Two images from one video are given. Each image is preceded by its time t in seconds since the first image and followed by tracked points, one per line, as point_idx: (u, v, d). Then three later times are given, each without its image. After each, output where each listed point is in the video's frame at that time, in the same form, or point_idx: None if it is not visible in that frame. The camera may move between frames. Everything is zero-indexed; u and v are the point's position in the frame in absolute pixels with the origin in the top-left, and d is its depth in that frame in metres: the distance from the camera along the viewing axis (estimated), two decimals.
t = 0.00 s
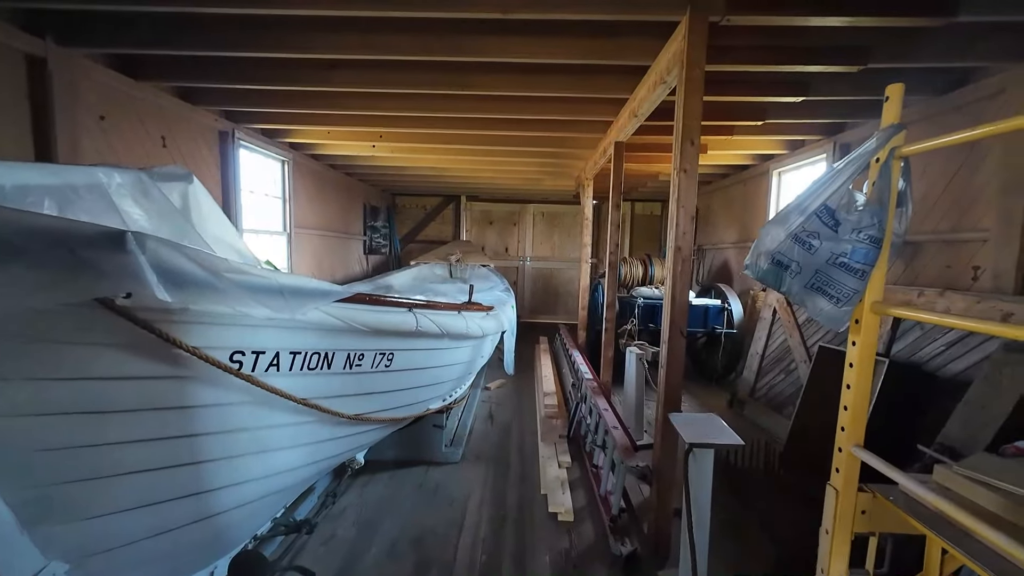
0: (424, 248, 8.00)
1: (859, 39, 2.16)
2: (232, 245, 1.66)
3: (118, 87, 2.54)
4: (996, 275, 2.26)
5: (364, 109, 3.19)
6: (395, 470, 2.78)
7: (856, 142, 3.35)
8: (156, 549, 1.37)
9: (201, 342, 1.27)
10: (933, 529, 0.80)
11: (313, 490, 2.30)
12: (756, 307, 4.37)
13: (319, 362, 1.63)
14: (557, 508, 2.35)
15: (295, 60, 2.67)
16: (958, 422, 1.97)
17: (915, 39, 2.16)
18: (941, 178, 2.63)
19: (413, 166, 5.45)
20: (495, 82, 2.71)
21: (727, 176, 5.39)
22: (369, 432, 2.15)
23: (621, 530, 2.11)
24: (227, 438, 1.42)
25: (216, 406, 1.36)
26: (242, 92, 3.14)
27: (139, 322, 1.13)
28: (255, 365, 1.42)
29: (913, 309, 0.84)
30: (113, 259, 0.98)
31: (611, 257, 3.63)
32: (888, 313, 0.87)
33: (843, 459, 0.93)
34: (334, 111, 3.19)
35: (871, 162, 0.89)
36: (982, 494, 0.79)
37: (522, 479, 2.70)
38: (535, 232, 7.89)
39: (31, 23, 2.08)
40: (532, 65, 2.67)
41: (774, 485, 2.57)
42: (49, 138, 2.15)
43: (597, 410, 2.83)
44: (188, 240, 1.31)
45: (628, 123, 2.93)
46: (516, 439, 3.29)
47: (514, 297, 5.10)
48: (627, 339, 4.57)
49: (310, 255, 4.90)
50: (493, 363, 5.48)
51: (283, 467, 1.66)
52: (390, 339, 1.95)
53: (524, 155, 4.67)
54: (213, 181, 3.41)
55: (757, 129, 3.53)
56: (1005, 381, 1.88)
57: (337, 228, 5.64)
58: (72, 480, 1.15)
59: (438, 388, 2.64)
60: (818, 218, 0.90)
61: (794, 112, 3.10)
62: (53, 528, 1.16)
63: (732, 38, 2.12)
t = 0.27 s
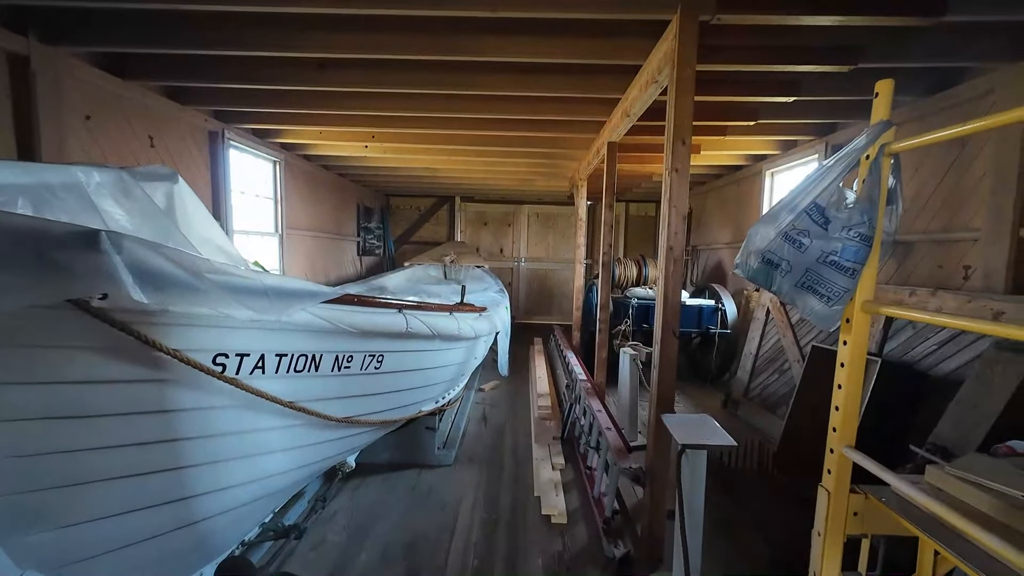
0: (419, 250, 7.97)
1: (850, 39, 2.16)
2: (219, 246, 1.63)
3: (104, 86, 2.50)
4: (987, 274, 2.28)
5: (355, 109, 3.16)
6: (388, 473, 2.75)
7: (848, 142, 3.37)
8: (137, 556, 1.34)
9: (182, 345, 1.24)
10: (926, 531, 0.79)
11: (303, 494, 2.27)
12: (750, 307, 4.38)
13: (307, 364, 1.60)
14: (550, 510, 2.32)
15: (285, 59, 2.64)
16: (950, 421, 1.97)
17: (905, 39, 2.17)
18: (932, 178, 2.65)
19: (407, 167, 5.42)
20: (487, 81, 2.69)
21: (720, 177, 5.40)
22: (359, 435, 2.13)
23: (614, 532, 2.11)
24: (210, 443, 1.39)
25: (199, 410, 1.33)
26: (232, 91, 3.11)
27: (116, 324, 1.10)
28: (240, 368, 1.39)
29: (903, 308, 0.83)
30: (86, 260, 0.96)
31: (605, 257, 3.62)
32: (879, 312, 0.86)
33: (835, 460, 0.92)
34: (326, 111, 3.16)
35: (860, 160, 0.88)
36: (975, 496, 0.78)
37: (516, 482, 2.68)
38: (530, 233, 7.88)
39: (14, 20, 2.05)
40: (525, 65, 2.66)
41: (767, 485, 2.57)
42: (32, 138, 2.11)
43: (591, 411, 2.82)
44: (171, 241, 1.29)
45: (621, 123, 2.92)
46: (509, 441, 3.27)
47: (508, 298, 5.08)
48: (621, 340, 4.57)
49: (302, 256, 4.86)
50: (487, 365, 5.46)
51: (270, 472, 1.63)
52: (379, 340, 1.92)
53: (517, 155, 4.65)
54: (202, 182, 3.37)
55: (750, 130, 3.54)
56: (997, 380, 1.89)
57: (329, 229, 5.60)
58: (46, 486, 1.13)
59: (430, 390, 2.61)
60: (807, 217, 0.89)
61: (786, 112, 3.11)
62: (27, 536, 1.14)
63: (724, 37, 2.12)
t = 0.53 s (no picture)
0: (414, 251, 7.95)
1: (843, 43, 2.18)
2: (213, 248, 1.61)
3: (95, 87, 2.47)
4: (977, 275, 2.31)
5: (351, 111, 3.15)
6: (384, 476, 2.74)
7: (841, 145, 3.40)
8: (132, 564, 1.32)
9: (178, 348, 1.22)
10: (925, 531, 0.79)
11: (298, 498, 2.26)
12: (744, 308, 4.41)
13: (304, 368, 1.59)
14: (548, 512, 2.32)
15: (280, 60, 2.63)
16: (944, 421, 1.99)
17: (897, 43, 2.19)
18: (923, 181, 2.68)
19: (402, 169, 5.41)
20: (484, 83, 2.69)
21: (714, 179, 5.44)
22: (356, 438, 2.11)
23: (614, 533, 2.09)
24: (207, 448, 1.37)
25: (194, 414, 1.31)
26: (225, 92, 3.08)
27: (110, 327, 1.08)
28: (236, 371, 1.38)
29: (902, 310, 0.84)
30: (79, 263, 0.95)
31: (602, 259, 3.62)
32: (878, 314, 0.86)
33: (835, 461, 0.92)
34: (321, 112, 3.15)
35: (859, 162, 0.89)
36: (974, 496, 0.78)
37: (513, 484, 2.67)
38: (525, 235, 7.89)
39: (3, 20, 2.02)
40: (521, 67, 2.66)
41: (763, 485, 2.58)
42: (22, 139, 2.08)
43: (588, 413, 2.81)
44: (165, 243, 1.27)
45: (617, 125, 2.93)
46: (507, 443, 3.26)
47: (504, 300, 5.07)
48: (617, 341, 4.58)
49: (297, 258, 4.83)
50: (483, 367, 5.45)
51: (267, 477, 1.62)
52: (377, 343, 1.91)
53: (513, 157, 4.66)
54: (195, 183, 3.34)
55: (744, 132, 3.57)
56: (989, 379, 1.91)
57: (324, 231, 5.57)
58: (41, 493, 1.10)
59: (427, 392, 2.60)
60: (807, 219, 0.89)
61: (779, 115, 3.14)
62: (22, 545, 1.12)
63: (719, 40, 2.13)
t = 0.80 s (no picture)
0: (407, 253, 7.91)
1: (837, 47, 2.21)
2: (209, 249, 1.59)
3: (85, 85, 2.42)
4: (968, 276, 2.35)
5: (346, 111, 3.12)
6: (381, 480, 2.71)
7: (833, 148, 3.45)
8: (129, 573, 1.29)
9: (178, 352, 1.20)
10: (932, 529, 0.80)
11: (294, 504, 2.24)
12: (738, 309, 4.45)
13: (304, 371, 1.57)
14: (547, 514, 2.31)
15: (275, 59, 2.60)
16: (937, 420, 2.02)
17: (890, 48, 2.23)
18: (914, 183, 2.73)
19: (396, 169, 5.39)
20: (481, 85, 2.68)
21: (707, 181, 5.49)
22: (354, 442, 2.09)
23: (613, 534, 2.10)
24: (207, 454, 1.35)
25: (194, 419, 1.29)
26: (218, 91, 3.04)
27: (110, 332, 1.06)
28: (236, 375, 1.36)
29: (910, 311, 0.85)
30: (79, 265, 0.93)
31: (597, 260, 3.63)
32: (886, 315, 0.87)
33: (843, 462, 0.93)
34: (316, 112, 3.12)
35: (866, 165, 0.90)
36: (981, 494, 0.79)
37: (511, 487, 2.66)
38: (518, 236, 7.89)
39: None
40: (519, 68, 2.66)
41: (760, 485, 2.60)
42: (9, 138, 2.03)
43: (585, 414, 2.81)
44: (162, 244, 1.24)
45: (613, 128, 2.94)
46: (504, 445, 3.25)
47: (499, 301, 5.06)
48: (612, 342, 4.59)
49: (289, 260, 4.78)
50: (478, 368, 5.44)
51: (265, 482, 1.59)
52: (376, 345, 1.90)
53: (507, 159, 4.66)
54: (187, 184, 3.29)
55: (737, 135, 3.60)
56: (982, 379, 1.94)
57: (316, 232, 5.52)
58: (38, 502, 1.07)
59: (425, 395, 2.59)
60: (815, 221, 0.90)
61: (773, 118, 3.17)
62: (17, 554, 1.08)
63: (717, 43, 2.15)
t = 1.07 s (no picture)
0: (396, 253, 7.84)
1: (826, 51, 2.25)
2: (197, 248, 1.54)
3: (66, 79, 2.34)
4: (952, 276, 2.40)
5: (336, 109, 3.08)
6: (373, 483, 2.67)
7: (820, 150, 3.51)
8: None
9: (168, 355, 1.17)
10: (936, 525, 0.81)
11: (285, 509, 2.20)
12: (727, 309, 4.49)
13: (298, 373, 1.55)
14: (542, 516, 2.30)
15: (262, 55, 2.55)
16: (925, 418, 2.06)
17: (876, 52, 2.27)
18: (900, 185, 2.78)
19: (386, 169, 5.33)
20: (474, 84, 2.66)
21: (696, 182, 5.54)
22: (347, 445, 2.06)
23: (609, 535, 2.10)
24: (199, 459, 1.32)
25: (184, 424, 1.25)
26: (203, 88, 2.97)
27: (98, 334, 1.02)
28: (228, 378, 1.33)
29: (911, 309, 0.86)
30: (68, 265, 0.92)
31: (590, 261, 3.64)
32: (888, 314, 0.88)
33: (845, 459, 0.94)
34: (305, 110, 3.06)
35: (868, 165, 0.91)
36: (982, 489, 0.81)
37: (505, 489, 2.64)
38: (508, 236, 7.88)
39: None
40: (512, 68, 2.65)
41: (753, 484, 2.63)
42: None
43: (579, 415, 2.80)
44: (150, 243, 1.21)
45: (606, 129, 2.95)
46: (497, 447, 3.23)
47: (490, 302, 5.04)
48: (603, 343, 4.61)
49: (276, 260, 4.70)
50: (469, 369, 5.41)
51: (256, 488, 1.56)
52: (370, 346, 1.87)
53: (498, 159, 4.64)
54: (171, 182, 3.21)
55: (727, 137, 3.64)
56: (967, 376, 1.99)
57: (304, 232, 5.44)
58: (23, 512, 1.03)
59: (418, 397, 2.56)
60: (818, 221, 0.91)
61: (762, 120, 3.21)
62: None
63: (710, 45, 2.17)
